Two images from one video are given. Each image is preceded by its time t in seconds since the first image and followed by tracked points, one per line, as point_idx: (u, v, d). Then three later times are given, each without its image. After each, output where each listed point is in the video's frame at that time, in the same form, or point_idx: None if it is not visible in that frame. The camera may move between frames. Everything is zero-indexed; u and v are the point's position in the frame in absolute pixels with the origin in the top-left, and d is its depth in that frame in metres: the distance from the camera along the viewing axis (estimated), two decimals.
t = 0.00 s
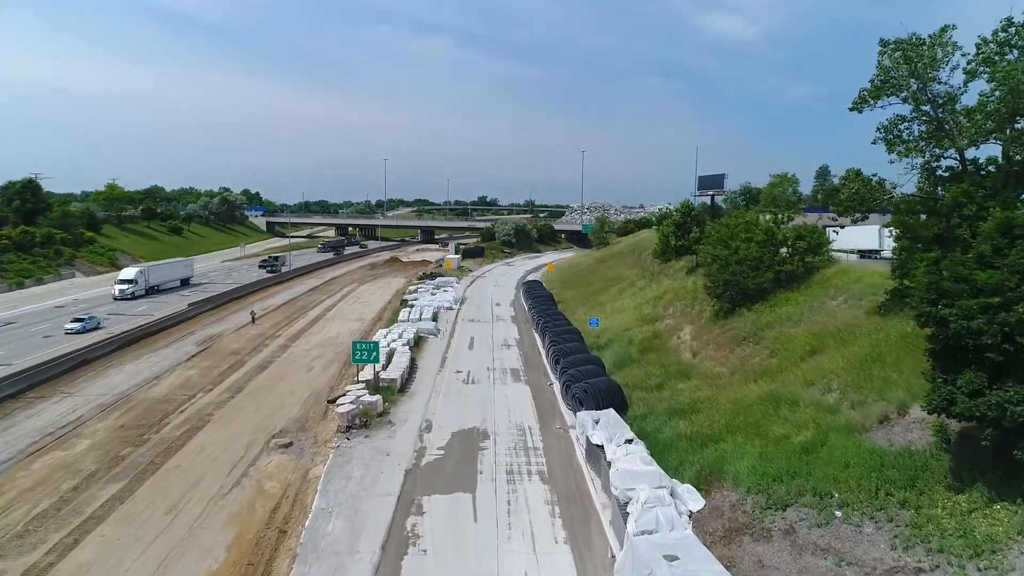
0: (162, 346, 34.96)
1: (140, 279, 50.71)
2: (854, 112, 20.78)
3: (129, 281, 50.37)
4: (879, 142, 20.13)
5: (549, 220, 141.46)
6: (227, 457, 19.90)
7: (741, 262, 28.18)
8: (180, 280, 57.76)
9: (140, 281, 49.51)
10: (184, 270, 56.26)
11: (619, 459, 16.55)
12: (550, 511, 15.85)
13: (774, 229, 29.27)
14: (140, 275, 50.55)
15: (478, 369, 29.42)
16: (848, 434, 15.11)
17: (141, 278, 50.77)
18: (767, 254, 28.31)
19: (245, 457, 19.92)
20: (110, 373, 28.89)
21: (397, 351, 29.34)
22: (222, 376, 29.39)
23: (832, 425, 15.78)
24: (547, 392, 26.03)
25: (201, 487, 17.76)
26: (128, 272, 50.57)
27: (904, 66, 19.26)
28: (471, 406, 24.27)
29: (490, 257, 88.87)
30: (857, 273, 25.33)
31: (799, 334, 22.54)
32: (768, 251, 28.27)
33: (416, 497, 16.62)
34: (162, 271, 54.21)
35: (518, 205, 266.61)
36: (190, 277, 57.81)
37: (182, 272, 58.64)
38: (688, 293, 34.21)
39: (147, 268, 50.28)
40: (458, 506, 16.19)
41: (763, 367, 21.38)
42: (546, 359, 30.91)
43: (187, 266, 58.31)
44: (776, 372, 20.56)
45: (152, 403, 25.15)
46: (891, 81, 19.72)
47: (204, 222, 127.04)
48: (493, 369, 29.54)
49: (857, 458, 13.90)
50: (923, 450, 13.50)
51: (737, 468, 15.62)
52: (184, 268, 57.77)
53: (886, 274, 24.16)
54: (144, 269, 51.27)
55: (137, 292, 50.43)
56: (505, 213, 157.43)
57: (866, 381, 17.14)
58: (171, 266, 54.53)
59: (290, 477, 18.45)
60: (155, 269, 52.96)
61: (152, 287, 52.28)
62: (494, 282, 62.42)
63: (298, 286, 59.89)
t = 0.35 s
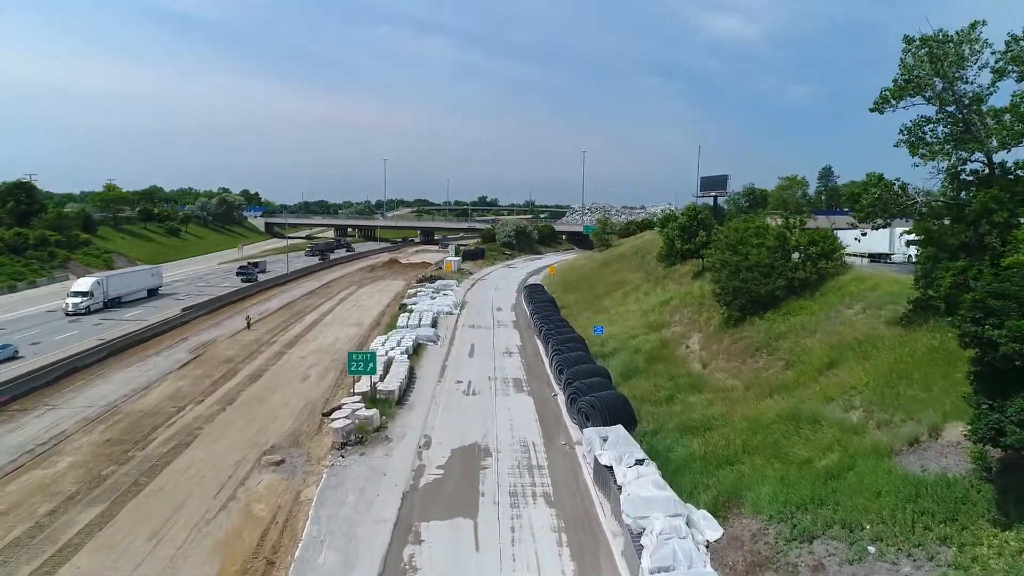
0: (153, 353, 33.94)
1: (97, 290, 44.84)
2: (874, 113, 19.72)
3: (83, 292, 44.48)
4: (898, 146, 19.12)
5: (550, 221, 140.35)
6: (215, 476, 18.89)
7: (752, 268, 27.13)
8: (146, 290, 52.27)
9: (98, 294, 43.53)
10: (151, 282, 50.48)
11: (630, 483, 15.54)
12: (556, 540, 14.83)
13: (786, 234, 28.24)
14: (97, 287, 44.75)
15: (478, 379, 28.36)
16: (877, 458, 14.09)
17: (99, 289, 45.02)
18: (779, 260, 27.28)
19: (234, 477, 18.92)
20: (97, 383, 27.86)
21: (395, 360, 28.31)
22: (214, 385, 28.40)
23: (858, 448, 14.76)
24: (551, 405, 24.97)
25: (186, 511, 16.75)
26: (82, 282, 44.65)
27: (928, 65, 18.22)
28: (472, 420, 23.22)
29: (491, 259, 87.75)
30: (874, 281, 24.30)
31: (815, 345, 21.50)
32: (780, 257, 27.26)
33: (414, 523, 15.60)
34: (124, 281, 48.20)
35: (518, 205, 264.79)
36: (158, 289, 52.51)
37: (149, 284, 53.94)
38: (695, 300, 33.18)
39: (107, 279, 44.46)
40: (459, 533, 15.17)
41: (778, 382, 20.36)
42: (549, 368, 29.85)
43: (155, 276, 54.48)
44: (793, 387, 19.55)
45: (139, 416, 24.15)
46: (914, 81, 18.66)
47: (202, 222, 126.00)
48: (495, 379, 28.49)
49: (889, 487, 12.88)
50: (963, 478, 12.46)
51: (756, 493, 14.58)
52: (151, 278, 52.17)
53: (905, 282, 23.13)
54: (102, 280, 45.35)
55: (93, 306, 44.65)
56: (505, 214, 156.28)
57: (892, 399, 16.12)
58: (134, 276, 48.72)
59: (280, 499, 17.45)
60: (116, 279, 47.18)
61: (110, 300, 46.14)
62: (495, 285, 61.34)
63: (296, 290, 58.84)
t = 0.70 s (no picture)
0: (143, 361, 32.88)
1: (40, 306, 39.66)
2: (896, 115, 18.65)
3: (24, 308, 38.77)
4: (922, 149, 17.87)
5: (549, 221, 138.86)
6: (201, 498, 17.85)
7: (764, 275, 26.05)
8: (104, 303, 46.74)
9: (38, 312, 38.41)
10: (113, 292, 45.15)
11: (641, 510, 14.51)
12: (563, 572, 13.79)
13: (798, 240, 27.18)
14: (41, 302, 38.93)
15: (479, 390, 27.32)
16: (908, 488, 13.03)
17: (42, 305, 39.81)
18: (791, 266, 26.25)
19: (220, 498, 17.90)
20: (82, 395, 26.78)
21: (392, 371, 27.25)
22: (204, 396, 27.33)
23: (888, 475, 13.69)
24: (554, 418, 23.95)
25: (168, 537, 15.71)
26: (23, 297, 39.09)
27: (955, 64, 17.19)
28: (471, 435, 22.19)
29: (490, 261, 86.62)
30: (892, 289, 23.23)
31: (833, 357, 20.47)
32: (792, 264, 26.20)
33: (410, 553, 14.55)
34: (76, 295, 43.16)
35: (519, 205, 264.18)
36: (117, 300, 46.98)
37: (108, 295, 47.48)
38: (702, 306, 32.14)
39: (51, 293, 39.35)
40: (458, 565, 14.11)
41: (795, 397, 19.32)
42: (552, 378, 28.83)
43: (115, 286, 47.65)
44: (811, 404, 18.49)
45: (124, 431, 23.09)
46: (940, 81, 17.61)
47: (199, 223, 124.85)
48: (495, 389, 27.44)
49: (926, 521, 11.82)
50: (1009, 513, 11.38)
51: (778, 524, 13.52)
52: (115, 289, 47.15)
53: (926, 291, 22.07)
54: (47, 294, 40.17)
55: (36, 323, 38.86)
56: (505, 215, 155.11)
57: (921, 420, 15.07)
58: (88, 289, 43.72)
59: (268, 524, 16.41)
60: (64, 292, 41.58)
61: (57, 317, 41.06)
62: (495, 288, 60.24)
63: (292, 294, 57.75)
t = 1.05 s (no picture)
0: (132, 371, 31.89)
1: None
2: (918, 118, 17.50)
3: None
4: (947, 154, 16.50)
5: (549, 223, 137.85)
6: (183, 526, 16.84)
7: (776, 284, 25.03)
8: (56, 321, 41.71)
9: None
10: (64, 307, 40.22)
11: (652, 546, 13.47)
12: None
13: (810, 247, 26.16)
14: None
15: (478, 403, 26.25)
16: (944, 526, 11.97)
17: None
18: (804, 275, 25.20)
19: (203, 526, 16.89)
20: (65, 409, 25.79)
21: (388, 384, 26.21)
22: (192, 410, 26.26)
23: (919, 508, 12.66)
24: (557, 434, 22.89)
25: (145, 571, 14.71)
26: None
27: (983, 64, 16.16)
28: (470, 453, 21.13)
29: (491, 264, 85.59)
30: (910, 300, 22.21)
31: (851, 373, 19.42)
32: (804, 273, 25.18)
33: None
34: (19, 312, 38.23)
35: (519, 205, 263.00)
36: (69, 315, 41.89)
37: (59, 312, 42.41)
38: (709, 314, 31.08)
39: None
40: None
41: (812, 417, 18.28)
42: (554, 389, 27.77)
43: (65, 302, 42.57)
44: (830, 425, 17.48)
45: (106, 450, 22.04)
46: (966, 81, 16.53)
47: (197, 225, 123.89)
48: (495, 402, 26.38)
49: (967, 565, 10.78)
50: None
51: (801, 562, 12.49)
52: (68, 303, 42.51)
53: (948, 302, 21.04)
54: None
55: None
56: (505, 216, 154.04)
57: (953, 446, 14.04)
58: (31, 304, 38.80)
59: (253, 556, 15.38)
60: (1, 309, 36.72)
61: None
62: (495, 293, 59.20)
63: (289, 298, 56.76)
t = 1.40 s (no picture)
0: (120, 383, 30.89)
1: None
2: (944, 124, 16.42)
3: None
4: (977, 162, 15.07)
5: (550, 225, 136.90)
6: (164, 557, 15.84)
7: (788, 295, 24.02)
8: None
9: None
10: None
11: None
12: None
13: (822, 256, 25.11)
14: None
15: (477, 419, 25.24)
16: (986, 572, 10.94)
17: None
18: (817, 286, 24.18)
19: (186, 557, 15.88)
20: (48, 426, 24.77)
21: (384, 399, 25.20)
22: (180, 426, 25.22)
23: (956, 551, 11.63)
24: (560, 453, 21.89)
25: None
26: None
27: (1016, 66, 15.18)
28: (469, 475, 20.13)
29: (490, 267, 84.63)
30: (930, 314, 21.21)
31: (871, 393, 18.42)
32: (817, 284, 24.18)
33: None
34: None
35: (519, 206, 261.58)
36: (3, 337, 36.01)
37: None
38: (716, 324, 30.05)
39: None
40: None
41: (831, 441, 17.29)
42: (556, 403, 26.79)
43: None
44: (851, 451, 16.49)
45: (88, 470, 21.00)
46: (998, 84, 15.50)
47: (194, 227, 122.93)
48: (495, 418, 25.38)
49: None
50: None
51: None
52: (7, 328, 36.11)
53: (970, 318, 20.06)
54: None
55: None
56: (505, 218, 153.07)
57: (989, 479, 13.03)
58: None
59: None
60: None
61: None
62: (495, 297, 58.22)
63: (285, 303, 55.80)
